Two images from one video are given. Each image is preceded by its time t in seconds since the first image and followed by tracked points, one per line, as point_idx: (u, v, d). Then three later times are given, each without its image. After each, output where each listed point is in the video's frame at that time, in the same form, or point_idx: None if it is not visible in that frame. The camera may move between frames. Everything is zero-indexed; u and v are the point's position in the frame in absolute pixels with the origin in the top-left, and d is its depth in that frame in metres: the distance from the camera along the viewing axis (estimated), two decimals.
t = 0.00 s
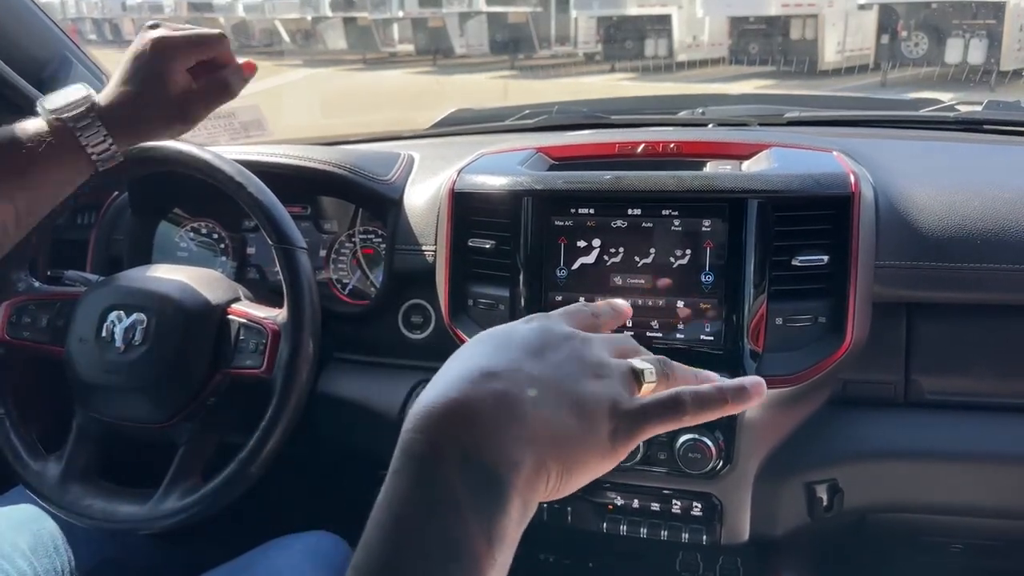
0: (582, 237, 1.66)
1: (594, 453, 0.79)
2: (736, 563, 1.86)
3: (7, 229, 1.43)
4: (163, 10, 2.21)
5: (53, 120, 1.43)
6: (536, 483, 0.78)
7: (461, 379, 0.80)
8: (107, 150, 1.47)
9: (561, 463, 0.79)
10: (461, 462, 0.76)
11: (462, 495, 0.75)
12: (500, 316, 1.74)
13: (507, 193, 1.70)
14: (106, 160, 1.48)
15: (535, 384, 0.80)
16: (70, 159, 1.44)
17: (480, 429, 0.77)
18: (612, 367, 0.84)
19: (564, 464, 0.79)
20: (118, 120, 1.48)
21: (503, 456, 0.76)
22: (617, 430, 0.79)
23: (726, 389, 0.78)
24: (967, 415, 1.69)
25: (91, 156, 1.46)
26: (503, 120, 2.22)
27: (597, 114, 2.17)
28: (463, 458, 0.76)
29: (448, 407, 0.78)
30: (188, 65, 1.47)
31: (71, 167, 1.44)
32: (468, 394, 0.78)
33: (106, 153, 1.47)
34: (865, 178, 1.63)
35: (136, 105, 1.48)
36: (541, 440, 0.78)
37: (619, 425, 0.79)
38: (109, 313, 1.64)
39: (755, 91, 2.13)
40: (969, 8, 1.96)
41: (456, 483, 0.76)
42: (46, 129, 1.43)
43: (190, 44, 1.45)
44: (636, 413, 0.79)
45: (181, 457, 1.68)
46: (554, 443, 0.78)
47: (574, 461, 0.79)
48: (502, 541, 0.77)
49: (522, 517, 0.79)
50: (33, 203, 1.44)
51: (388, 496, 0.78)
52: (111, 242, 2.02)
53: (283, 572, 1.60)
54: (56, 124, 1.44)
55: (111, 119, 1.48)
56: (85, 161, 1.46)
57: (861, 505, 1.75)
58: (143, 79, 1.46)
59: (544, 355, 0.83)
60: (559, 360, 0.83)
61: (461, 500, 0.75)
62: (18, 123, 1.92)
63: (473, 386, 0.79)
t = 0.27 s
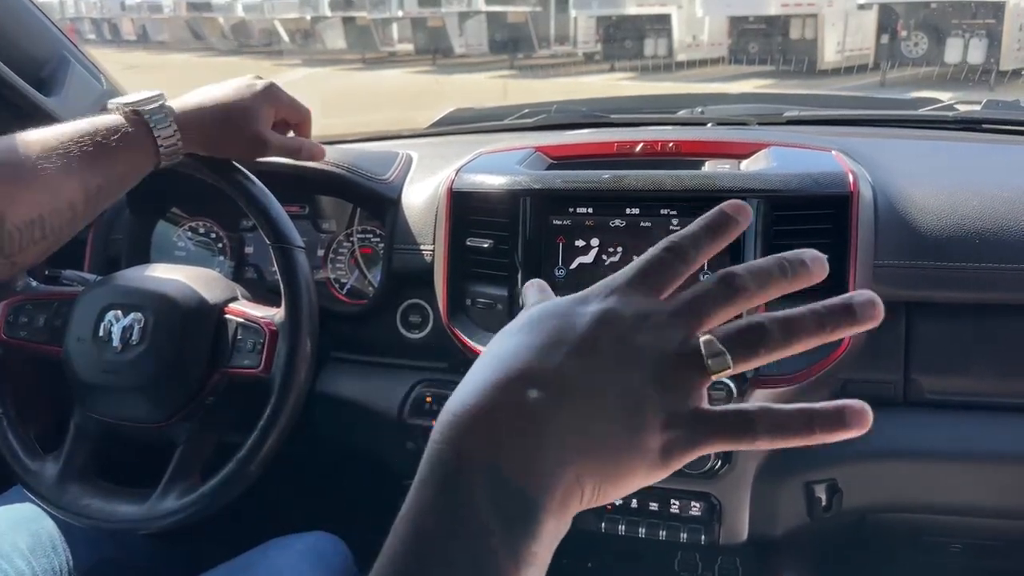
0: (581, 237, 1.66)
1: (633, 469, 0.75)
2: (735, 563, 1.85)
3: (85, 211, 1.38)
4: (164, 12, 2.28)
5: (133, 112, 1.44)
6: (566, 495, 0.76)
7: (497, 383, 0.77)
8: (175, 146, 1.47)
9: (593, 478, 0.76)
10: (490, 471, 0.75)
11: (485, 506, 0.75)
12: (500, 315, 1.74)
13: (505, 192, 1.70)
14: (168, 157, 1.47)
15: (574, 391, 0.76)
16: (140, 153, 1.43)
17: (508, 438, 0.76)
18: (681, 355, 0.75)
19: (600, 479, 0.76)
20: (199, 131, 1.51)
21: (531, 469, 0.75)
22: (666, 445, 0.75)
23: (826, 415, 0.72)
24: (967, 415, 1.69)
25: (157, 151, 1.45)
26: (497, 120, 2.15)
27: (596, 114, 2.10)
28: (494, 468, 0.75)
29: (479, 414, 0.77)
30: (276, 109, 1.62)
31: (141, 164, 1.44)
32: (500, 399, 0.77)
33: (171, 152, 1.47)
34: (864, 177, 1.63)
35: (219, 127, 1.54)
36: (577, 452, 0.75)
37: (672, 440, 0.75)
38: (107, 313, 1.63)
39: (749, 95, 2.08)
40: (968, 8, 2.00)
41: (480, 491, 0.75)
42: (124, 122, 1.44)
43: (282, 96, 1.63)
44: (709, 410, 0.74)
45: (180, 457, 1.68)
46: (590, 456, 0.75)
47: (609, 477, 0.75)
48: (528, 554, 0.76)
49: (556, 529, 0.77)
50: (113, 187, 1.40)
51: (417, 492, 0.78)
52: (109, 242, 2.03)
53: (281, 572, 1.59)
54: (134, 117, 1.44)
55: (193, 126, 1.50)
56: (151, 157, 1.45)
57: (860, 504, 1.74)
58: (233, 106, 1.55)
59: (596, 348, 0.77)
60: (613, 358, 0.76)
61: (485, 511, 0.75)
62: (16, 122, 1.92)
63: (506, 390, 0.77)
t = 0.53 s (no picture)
0: (581, 236, 1.66)
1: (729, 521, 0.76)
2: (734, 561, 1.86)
3: (79, 208, 1.37)
4: (164, 12, 2.29)
5: (130, 107, 1.45)
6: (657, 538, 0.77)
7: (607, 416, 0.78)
8: (171, 140, 1.48)
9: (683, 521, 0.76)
10: (591, 507, 0.75)
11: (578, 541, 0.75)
12: (500, 314, 1.75)
13: (505, 191, 1.70)
14: (163, 152, 1.48)
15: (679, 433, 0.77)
16: (135, 147, 1.44)
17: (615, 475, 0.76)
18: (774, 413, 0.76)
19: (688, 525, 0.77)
20: (200, 129, 1.53)
21: (636, 509, 0.75)
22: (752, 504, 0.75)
23: (906, 515, 0.71)
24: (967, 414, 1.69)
25: (152, 146, 1.46)
26: (498, 120, 2.18)
27: (598, 113, 2.14)
28: (594, 506, 0.75)
29: (583, 447, 0.77)
30: (274, 109, 1.66)
31: (136, 159, 1.44)
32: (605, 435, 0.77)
33: (167, 147, 1.48)
34: (864, 176, 1.63)
35: (219, 125, 1.56)
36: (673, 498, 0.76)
37: (758, 496, 0.75)
38: (107, 313, 1.64)
39: (748, 97, 2.10)
40: (968, 9, 1.96)
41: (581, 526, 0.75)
42: (119, 117, 1.44)
43: (281, 96, 1.67)
44: (791, 482, 0.75)
45: (181, 456, 1.69)
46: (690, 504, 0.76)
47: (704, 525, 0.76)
48: None
49: (635, 571, 0.77)
50: (107, 181, 1.40)
51: (510, 519, 0.78)
52: (110, 241, 2.04)
53: (281, 570, 1.60)
54: (129, 111, 1.45)
55: (192, 124, 1.52)
56: (147, 151, 1.46)
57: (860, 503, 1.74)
58: (232, 103, 1.58)
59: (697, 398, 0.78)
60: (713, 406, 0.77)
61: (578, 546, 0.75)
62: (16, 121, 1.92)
63: (609, 425, 0.77)
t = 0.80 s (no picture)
0: (582, 235, 1.66)
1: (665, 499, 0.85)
2: (735, 561, 1.85)
3: (69, 204, 1.37)
4: (163, 12, 2.30)
5: (116, 105, 1.43)
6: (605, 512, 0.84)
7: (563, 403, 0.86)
8: (159, 137, 1.46)
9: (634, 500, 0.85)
10: (556, 486, 0.81)
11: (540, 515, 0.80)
12: (499, 314, 1.76)
13: (506, 191, 1.69)
14: (152, 150, 1.46)
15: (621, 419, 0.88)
16: (123, 146, 1.42)
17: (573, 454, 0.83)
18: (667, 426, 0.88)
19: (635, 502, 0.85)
20: (186, 124, 1.53)
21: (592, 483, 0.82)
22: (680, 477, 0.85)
23: (792, 460, 0.83)
24: (968, 414, 1.69)
25: (139, 144, 1.45)
26: (499, 119, 2.16)
27: (598, 113, 2.12)
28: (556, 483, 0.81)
29: (545, 428, 0.83)
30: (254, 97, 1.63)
31: (127, 156, 1.43)
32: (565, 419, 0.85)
33: (155, 143, 1.46)
34: (864, 176, 1.63)
35: (204, 117, 1.55)
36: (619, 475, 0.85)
37: (683, 462, 0.85)
38: (106, 313, 1.64)
39: (747, 94, 2.09)
40: (967, 9, 1.97)
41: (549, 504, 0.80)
42: (106, 116, 1.43)
43: (260, 83, 1.63)
44: (703, 455, 0.85)
45: (181, 456, 1.68)
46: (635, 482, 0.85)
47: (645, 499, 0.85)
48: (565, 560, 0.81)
49: (587, 538, 0.84)
50: (96, 180, 1.39)
51: (479, 500, 0.82)
52: (109, 241, 2.03)
53: (283, 569, 1.60)
54: (116, 110, 1.44)
55: (178, 120, 1.51)
56: (135, 149, 1.44)
57: (862, 503, 1.74)
58: (214, 95, 1.56)
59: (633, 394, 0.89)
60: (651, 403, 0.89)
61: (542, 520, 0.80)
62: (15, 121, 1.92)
63: (557, 407, 0.85)
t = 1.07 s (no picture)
0: (582, 235, 1.66)
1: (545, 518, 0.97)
2: (735, 560, 1.87)
3: (79, 204, 1.37)
4: (163, 12, 2.31)
5: (123, 105, 1.44)
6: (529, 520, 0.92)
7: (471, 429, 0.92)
8: (165, 136, 1.46)
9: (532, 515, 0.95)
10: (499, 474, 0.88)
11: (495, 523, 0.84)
12: (500, 313, 1.77)
13: (506, 191, 1.70)
14: (159, 150, 1.47)
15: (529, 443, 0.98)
16: (129, 146, 1.42)
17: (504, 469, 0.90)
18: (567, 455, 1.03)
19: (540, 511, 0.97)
20: (196, 125, 1.54)
21: (524, 489, 0.89)
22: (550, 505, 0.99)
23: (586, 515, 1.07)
24: (967, 413, 1.69)
25: (146, 144, 1.45)
26: (497, 120, 2.17)
27: (598, 113, 2.12)
28: (504, 488, 0.86)
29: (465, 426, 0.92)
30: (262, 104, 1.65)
31: (133, 156, 1.43)
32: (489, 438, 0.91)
33: (162, 143, 1.47)
34: (864, 176, 1.63)
35: (214, 119, 1.56)
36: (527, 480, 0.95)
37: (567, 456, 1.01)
38: (108, 312, 1.64)
39: (747, 94, 2.10)
40: (966, 8, 2.00)
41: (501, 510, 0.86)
42: (114, 116, 1.43)
43: (269, 91, 1.66)
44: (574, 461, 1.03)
45: (182, 456, 1.69)
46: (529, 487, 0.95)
47: (544, 508, 0.97)
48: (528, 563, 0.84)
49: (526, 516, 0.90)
50: (103, 179, 1.39)
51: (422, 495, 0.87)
52: (111, 241, 2.04)
53: (284, 569, 1.60)
54: (124, 110, 1.44)
55: (189, 121, 1.52)
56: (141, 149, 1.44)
57: (861, 502, 1.75)
58: (224, 98, 1.57)
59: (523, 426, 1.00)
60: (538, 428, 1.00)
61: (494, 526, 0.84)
62: (16, 121, 1.93)
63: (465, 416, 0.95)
